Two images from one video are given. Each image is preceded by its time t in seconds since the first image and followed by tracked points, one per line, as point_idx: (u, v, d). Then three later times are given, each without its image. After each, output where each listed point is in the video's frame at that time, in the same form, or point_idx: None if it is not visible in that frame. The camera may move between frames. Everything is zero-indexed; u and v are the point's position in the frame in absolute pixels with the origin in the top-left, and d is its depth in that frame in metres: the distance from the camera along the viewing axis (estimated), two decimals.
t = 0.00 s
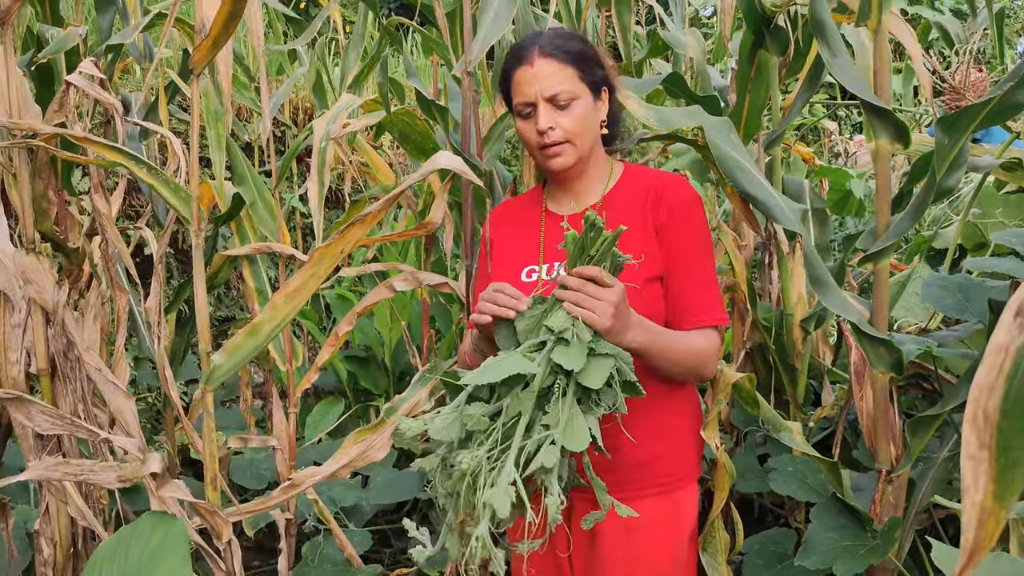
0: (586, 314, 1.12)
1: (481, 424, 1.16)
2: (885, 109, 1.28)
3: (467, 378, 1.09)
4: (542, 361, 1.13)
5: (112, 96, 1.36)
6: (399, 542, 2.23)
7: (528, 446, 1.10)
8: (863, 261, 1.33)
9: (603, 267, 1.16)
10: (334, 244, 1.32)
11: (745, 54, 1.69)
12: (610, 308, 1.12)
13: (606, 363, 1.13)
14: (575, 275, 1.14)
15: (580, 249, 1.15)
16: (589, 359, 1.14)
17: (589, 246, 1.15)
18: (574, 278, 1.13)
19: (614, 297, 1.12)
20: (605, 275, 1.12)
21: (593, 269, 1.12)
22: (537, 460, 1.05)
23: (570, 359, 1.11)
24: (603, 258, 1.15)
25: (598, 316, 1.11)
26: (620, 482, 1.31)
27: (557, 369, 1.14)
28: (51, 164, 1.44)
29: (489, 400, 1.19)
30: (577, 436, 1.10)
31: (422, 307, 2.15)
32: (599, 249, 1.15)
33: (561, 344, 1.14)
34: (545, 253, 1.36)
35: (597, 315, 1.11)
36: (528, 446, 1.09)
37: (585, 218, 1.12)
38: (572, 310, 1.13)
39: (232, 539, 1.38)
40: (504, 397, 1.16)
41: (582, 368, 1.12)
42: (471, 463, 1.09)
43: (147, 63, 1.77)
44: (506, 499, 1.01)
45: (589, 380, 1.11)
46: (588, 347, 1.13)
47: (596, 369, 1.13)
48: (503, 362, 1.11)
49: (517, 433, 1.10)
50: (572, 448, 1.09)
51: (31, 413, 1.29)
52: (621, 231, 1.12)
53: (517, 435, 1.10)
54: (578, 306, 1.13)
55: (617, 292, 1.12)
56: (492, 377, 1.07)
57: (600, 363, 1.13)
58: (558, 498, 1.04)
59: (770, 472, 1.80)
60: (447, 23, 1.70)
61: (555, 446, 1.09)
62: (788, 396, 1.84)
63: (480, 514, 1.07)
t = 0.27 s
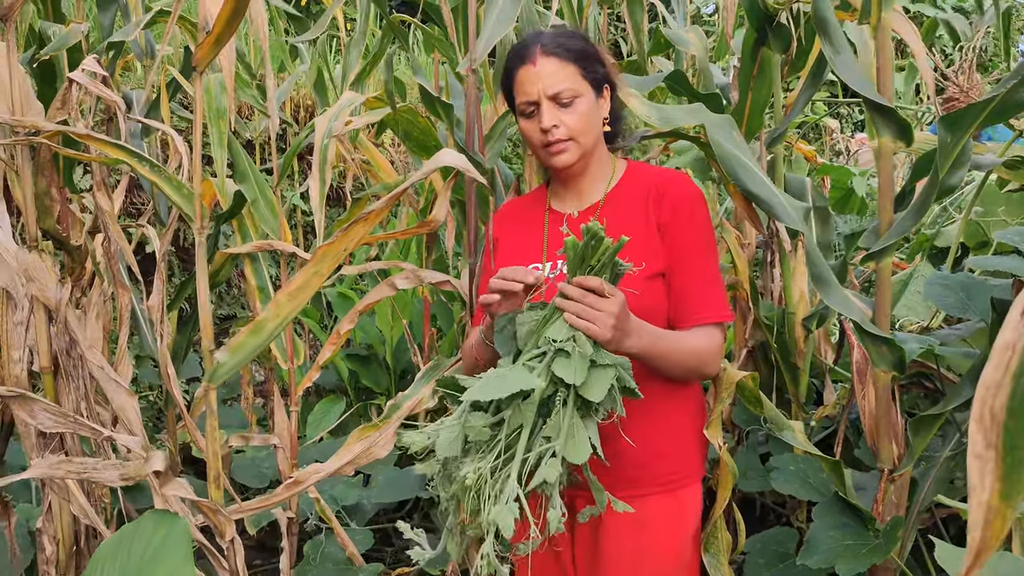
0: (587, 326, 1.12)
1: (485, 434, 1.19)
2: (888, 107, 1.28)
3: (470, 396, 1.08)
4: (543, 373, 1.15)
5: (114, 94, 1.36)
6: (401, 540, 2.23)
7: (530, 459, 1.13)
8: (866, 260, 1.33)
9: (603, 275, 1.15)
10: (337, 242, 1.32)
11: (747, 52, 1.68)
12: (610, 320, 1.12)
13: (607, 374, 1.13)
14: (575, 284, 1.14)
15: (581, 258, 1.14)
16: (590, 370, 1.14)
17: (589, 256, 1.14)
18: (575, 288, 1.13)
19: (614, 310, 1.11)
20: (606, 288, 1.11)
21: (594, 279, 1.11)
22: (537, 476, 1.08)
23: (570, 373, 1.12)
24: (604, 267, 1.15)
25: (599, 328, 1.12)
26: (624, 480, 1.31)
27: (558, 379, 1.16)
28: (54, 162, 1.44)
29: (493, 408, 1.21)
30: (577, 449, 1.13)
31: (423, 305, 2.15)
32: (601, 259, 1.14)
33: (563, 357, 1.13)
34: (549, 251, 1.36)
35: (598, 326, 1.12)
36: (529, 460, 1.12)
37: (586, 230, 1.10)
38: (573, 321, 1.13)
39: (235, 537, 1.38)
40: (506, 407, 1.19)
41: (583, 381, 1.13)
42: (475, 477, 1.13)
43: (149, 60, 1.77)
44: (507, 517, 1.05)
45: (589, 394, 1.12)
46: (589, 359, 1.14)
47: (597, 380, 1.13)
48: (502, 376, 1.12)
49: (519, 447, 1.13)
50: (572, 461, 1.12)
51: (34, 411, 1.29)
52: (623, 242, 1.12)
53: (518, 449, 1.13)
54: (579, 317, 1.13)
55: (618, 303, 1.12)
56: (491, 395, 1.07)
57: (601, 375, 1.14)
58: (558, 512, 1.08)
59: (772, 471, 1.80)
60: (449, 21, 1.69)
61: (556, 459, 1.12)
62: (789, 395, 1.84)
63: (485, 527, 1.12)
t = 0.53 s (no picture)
0: (583, 335, 1.13)
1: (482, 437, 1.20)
2: (889, 108, 1.28)
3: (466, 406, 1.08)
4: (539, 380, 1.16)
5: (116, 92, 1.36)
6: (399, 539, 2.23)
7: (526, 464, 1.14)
8: (866, 260, 1.34)
9: (599, 285, 1.15)
10: (339, 240, 1.33)
11: (748, 52, 1.68)
12: (605, 327, 1.12)
13: (603, 381, 1.15)
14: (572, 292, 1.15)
15: (576, 267, 1.14)
16: (586, 377, 1.16)
17: (585, 265, 1.14)
18: (571, 297, 1.14)
19: (609, 317, 1.12)
20: (602, 297, 1.12)
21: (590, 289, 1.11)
22: (533, 482, 1.09)
23: (566, 381, 1.12)
24: (600, 276, 1.14)
25: (594, 336, 1.12)
26: (625, 478, 1.31)
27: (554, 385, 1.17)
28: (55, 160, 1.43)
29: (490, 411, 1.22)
30: (573, 455, 1.14)
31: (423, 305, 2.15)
32: (597, 268, 1.14)
33: (559, 365, 1.14)
34: (552, 249, 1.36)
35: (593, 334, 1.12)
36: (525, 465, 1.13)
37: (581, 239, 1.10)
38: (568, 330, 1.13)
39: (235, 535, 1.38)
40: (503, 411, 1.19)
41: (579, 389, 1.14)
42: (471, 482, 1.14)
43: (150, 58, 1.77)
44: (502, 525, 1.06)
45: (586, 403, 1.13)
46: (584, 366, 1.14)
47: (594, 388, 1.14)
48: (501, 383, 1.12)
49: (515, 452, 1.14)
50: (568, 466, 1.13)
51: (34, 409, 1.29)
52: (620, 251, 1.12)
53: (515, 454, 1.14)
54: (575, 325, 1.13)
55: (613, 311, 1.13)
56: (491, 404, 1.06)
57: (597, 382, 1.15)
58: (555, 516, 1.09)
59: (772, 470, 1.80)
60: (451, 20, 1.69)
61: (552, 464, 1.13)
62: (789, 395, 1.84)
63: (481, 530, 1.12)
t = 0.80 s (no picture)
0: (587, 343, 1.14)
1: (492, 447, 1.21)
2: (893, 109, 1.28)
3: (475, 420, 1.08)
4: (546, 388, 1.16)
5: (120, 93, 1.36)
6: (402, 540, 2.23)
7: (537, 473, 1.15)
8: (870, 261, 1.34)
9: (604, 294, 1.15)
10: (344, 242, 1.33)
11: (751, 52, 1.68)
12: (610, 335, 1.13)
13: (611, 387, 1.15)
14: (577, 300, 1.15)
15: (581, 277, 1.14)
16: (593, 384, 1.16)
17: (592, 274, 1.14)
18: (576, 307, 1.14)
19: (614, 326, 1.13)
20: (607, 307, 1.12)
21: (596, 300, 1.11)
22: (546, 492, 1.11)
23: (573, 390, 1.12)
24: (606, 286, 1.14)
25: (599, 344, 1.13)
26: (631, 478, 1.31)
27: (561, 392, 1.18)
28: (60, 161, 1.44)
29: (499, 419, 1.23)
30: (584, 461, 1.15)
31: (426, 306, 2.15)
32: (603, 278, 1.14)
33: (566, 374, 1.14)
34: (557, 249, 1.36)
35: (598, 342, 1.13)
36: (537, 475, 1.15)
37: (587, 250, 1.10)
38: (573, 338, 1.14)
39: (239, 536, 1.38)
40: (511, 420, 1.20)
41: (587, 397, 1.14)
42: (484, 494, 1.15)
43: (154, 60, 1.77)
44: (517, 536, 1.07)
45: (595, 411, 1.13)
46: (591, 374, 1.15)
47: (602, 395, 1.14)
48: (508, 395, 1.12)
49: (526, 463, 1.15)
50: (579, 472, 1.15)
51: (40, 410, 1.29)
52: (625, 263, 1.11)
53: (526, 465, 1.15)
54: (580, 334, 1.14)
55: (619, 320, 1.13)
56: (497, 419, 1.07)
57: (604, 388, 1.15)
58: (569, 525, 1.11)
59: (776, 471, 1.80)
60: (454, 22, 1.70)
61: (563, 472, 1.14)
62: (792, 396, 1.84)
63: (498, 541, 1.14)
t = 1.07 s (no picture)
0: (582, 347, 1.14)
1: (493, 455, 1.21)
2: (891, 111, 1.29)
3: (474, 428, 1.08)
4: (544, 394, 1.16)
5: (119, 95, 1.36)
6: (401, 542, 2.23)
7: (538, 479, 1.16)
8: (868, 262, 1.34)
9: (598, 297, 1.16)
10: (343, 244, 1.33)
11: (749, 54, 1.69)
12: (605, 339, 1.13)
13: (608, 390, 1.15)
14: (571, 305, 1.15)
15: (574, 281, 1.14)
16: (590, 388, 1.16)
17: (585, 277, 1.14)
18: (570, 311, 1.14)
19: (609, 329, 1.13)
20: (601, 310, 1.12)
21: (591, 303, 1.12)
22: (548, 498, 1.11)
23: (571, 395, 1.13)
24: (599, 289, 1.15)
25: (594, 347, 1.13)
26: (629, 480, 1.31)
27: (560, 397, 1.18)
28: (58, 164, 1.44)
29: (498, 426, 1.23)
30: (585, 466, 1.15)
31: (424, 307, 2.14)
32: (595, 282, 1.14)
33: (563, 379, 1.14)
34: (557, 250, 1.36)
35: (593, 345, 1.13)
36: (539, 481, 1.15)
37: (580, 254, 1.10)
38: (568, 343, 1.14)
39: (238, 539, 1.38)
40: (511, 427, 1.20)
41: (585, 401, 1.14)
42: (486, 502, 1.15)
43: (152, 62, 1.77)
44: (519, 542, 1.07)
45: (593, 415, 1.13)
46: (587, 378, 1.15)
47: (599, 399, 1.15)
48: (505, 402, 1.12)
49: (527, 469, 1.15)
50: (580, 477, 1.15)
51: (39, 412, 1.29)
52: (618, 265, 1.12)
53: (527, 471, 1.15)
54: (574, 338, 1.14)
55: (614, 323, 1.13)
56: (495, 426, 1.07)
57: (601, 392, 1.15)
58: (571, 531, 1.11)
59: (774, 473, 1.80)
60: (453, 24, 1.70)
61: (564, 478, 1.14)
62: (791, 397, 1.84)
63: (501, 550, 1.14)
